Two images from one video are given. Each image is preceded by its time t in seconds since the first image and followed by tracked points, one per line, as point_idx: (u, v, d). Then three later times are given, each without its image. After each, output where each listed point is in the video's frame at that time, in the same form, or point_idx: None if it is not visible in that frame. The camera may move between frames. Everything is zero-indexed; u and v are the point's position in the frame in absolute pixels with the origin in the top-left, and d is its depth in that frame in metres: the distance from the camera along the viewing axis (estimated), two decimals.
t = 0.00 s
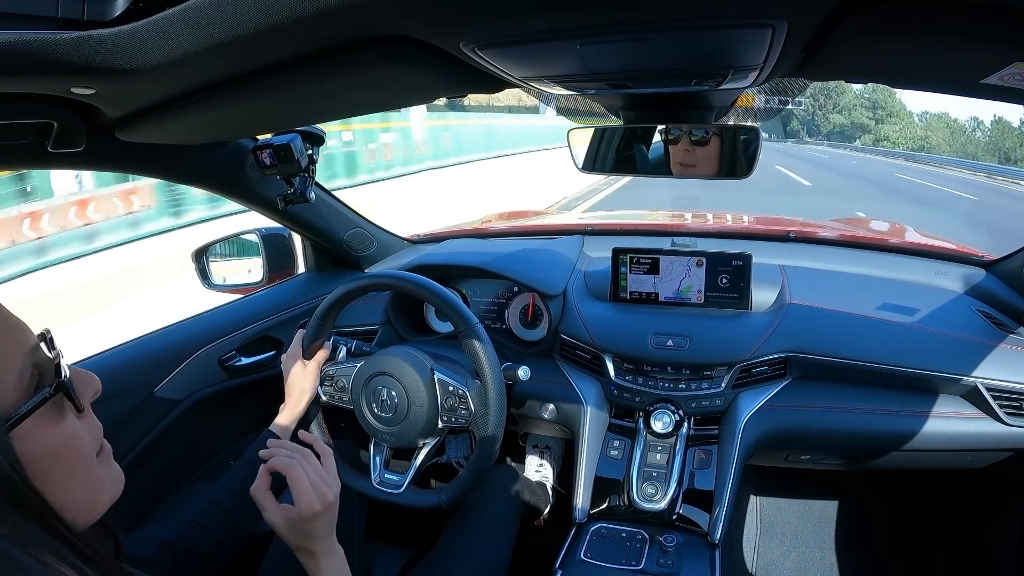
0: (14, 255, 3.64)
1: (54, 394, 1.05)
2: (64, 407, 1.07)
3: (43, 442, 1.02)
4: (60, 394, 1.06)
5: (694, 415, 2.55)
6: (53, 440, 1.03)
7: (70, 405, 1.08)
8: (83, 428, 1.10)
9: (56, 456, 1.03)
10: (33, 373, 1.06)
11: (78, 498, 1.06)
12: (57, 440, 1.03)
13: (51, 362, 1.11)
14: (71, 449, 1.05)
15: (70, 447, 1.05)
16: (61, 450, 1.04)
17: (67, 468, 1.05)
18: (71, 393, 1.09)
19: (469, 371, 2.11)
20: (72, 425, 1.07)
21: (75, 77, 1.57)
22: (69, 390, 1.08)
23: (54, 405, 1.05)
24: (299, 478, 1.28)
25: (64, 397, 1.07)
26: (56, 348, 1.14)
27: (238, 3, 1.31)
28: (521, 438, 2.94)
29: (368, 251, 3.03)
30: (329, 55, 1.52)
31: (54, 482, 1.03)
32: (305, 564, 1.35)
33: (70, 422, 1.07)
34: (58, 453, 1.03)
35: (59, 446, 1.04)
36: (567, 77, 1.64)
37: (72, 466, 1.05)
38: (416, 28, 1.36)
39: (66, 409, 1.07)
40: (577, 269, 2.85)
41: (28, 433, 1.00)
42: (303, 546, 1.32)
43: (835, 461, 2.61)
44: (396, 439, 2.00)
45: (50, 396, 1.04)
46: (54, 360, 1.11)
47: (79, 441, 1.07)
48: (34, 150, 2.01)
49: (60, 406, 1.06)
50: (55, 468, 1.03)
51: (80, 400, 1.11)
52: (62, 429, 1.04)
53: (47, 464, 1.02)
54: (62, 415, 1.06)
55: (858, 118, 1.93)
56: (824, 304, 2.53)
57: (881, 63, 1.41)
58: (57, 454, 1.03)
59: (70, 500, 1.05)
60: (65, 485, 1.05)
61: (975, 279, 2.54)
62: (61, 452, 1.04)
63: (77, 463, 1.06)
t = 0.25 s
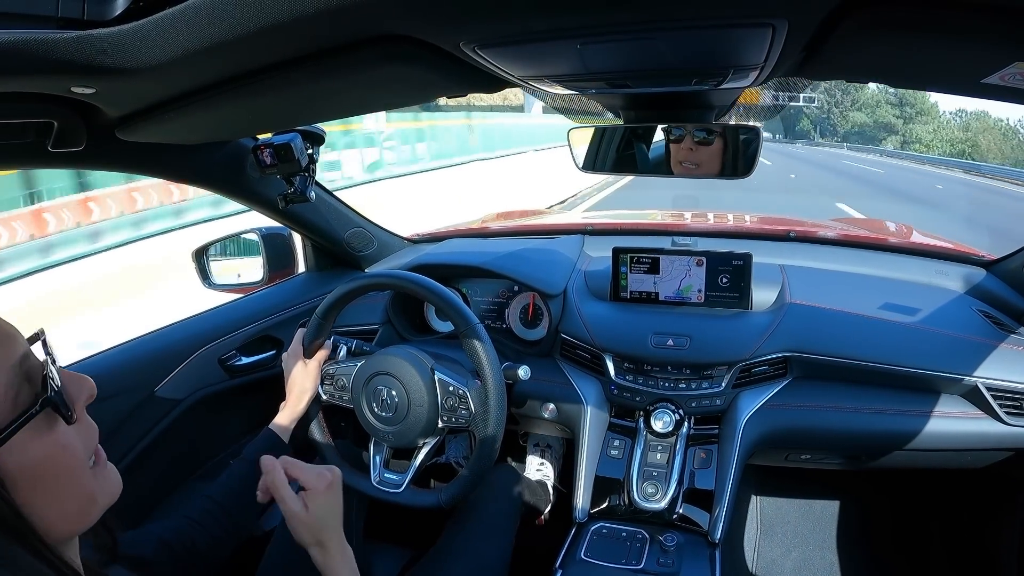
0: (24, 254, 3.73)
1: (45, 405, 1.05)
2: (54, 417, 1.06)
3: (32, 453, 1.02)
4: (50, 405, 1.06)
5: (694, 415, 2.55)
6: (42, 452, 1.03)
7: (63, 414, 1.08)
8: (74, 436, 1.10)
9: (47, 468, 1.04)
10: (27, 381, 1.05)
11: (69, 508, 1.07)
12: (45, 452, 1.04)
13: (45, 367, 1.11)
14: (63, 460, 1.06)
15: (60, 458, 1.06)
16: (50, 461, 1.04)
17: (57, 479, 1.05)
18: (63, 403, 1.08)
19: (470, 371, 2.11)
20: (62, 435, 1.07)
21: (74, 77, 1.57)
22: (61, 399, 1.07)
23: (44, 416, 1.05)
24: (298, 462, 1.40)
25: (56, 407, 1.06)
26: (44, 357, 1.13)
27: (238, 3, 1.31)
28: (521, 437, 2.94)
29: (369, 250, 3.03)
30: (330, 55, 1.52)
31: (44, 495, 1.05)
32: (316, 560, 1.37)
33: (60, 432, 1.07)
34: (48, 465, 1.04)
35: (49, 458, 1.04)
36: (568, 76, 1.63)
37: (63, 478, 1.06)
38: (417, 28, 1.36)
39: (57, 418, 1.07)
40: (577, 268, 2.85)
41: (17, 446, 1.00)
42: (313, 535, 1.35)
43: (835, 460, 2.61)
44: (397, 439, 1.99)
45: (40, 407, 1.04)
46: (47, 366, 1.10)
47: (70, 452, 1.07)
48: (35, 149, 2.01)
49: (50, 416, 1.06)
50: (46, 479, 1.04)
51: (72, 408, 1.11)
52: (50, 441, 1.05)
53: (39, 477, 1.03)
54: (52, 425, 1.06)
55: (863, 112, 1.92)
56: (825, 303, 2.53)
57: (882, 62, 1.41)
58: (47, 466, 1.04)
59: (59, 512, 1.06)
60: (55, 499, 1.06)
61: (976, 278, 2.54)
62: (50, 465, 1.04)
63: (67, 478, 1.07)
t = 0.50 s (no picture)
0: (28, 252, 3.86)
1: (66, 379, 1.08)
2: (76, 389, 1.09)
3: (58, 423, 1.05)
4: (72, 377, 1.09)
5: (693, 414, 2.55)
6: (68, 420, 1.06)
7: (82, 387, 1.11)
8: (97, 406, 1.13)
9: (71, 437, 1.07)
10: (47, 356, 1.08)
11: (95, 475, 1.10)
12: (72, 419, 1.07)
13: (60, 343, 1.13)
14: (86, 430, 1.09)
15: (85, 427, 1.09)
16: (77, 430, 1.08)
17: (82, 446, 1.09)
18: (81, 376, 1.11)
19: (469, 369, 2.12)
20: (86, 405, 1.10)
21: (74, 75, 1.57)
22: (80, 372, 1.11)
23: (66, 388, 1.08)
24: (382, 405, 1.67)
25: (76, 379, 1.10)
26: (62, 331, 1.15)
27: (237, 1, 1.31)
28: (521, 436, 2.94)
29: (368, 249, 3.03)
30: (329, 53, 1.52)
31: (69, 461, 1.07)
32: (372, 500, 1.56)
33: (83, 403, 1.10)
34: (73, 435, 1.07)
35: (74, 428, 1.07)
36: (568, 75, 1.63)
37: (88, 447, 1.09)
38: (417, 26, 1.36)
39: (80, 390, 1.10)
40: (577, 267, 2.85)
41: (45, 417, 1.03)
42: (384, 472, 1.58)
43: (835, 460, 2.61)
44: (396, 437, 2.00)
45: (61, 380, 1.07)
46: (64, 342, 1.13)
47: (92, 420, 1.10)
48: (35, 147, 2.01)
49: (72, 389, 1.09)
50: (71, 447, 1.07)
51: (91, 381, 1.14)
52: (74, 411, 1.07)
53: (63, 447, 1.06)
54: (76, 397, 1.09)
55: (865, 114, 1.91)
56: (824, 302, 2.54)
57: (881, 62, 1.41)
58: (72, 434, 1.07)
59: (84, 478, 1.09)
60: (79, 464, 1.09)
61: (975, 279, 2.54)
62: (76, 434, 1.07)
63: (91, 447, 1.10)
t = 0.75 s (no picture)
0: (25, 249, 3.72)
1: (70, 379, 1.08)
2: (78, 391, 1.10)
3: (61, 423, 1.05)
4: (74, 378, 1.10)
5: (693, 415, 2.55)
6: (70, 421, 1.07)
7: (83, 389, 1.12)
8: (96, 409, 1.13)
9: (72, 437, 1.07)
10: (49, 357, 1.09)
11: (95, 476, 1.11)
12: (74, 421, 1.07)
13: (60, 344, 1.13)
14: (86, 431, 1.09)
15: (85, 429, 1.09)
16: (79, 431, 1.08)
17: (80, 447, 1.09)
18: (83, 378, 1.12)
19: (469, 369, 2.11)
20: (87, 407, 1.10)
21: (74, 74, 1.56)
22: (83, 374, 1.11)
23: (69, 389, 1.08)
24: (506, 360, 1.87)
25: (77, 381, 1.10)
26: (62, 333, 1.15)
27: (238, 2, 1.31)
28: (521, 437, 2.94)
29: (368, 250, 3.03)
30: (330, 53, 1.52)
31: (68, 462, 1.08)
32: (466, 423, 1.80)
33: (85, 405, 1.10)
34: (74, 437, 1.07)
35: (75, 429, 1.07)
36: (568, 76, 1.63)
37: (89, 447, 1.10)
38: (417, 27, 1.36)
39: (80, 393, 1.10)
40: (576, 268, 2.85)
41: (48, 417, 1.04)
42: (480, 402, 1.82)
43: (834, 461, 2.61)
44: (396, 437, 1.99)
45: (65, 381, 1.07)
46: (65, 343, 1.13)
47: (93, 423, 1.11)
48: (35, 147, 2.01)
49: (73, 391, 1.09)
50: (70, 448, 1.07)
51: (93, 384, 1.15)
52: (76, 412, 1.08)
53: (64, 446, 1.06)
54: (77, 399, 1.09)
55: (866, 115, 1.91)
56: (825, 304, 2.54)
57: (881, 63, 1.41)
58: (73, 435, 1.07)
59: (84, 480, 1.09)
60: (78, 466, 1.09)
61: (975, 280, 2.54)
62: (76, 435, 1.08)
63: (92, 449, 1.10)
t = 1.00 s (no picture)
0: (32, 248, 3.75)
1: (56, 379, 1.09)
2: (64, 393, 1.10)
3: (47, 424, 1.06)
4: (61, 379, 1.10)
5: (692, 415, 2.55)
6: (54, 422, 1.07)
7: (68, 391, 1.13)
8: (80, 411, 1.14)
9: (57, 438, 1.07)
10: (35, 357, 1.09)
11: (80, 478, 1.11)
12: (59, 422, 1.08)
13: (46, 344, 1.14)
14: (72, 432, 1.10)
15: (69, 430, 1.09)
16: (64, 432, 1.08)
17: (66, 449, 1.09)
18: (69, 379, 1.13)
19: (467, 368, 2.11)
20: (71, 409, 1.11)
21: (75, 71, 1.56)
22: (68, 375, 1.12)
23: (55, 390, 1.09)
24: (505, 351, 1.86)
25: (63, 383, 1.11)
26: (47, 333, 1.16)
27: None
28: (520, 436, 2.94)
29: (368, 248, 3.03)
30: (330, 52, 1.52)
31: (53, 462, 1.08)
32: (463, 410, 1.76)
33: (69, 406, 1.11)
34: (61, 437, 1.08)
35: (60, 429, 1.08)
36: (569, 75, 1.63)
37: (74, 448, 1.10)
38: (417, 25, 1.36)
39: (66, 394, 1.11)
40: (576, 268, 2.85)
41: (35, 415, 1.04)
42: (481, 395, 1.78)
43: (833, 462, 2.61)
44: (394, 436, 1.99)
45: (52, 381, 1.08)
46: (52, 345, 1.14)
47: (77, 424, 1.11)
48: (35, 144, 2.01)
49: (59, 391, 1.10)
50: (57, 448, 1.08)
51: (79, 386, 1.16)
52: (62, 413, 1.08)
53: (49, 448, 1.06)
54: (61, 400, 1.09)
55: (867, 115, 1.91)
56: (824, 305, 2.54)
57: (881, 64, 1.41)
58: (59, 436, 1.08)
59: (70, 482, 1.09)
60: (63, 467, 1.09)
61: (975, 282, 2.54)
62: (63, 436, 1.08)
63: (77, 450, 1.11)
